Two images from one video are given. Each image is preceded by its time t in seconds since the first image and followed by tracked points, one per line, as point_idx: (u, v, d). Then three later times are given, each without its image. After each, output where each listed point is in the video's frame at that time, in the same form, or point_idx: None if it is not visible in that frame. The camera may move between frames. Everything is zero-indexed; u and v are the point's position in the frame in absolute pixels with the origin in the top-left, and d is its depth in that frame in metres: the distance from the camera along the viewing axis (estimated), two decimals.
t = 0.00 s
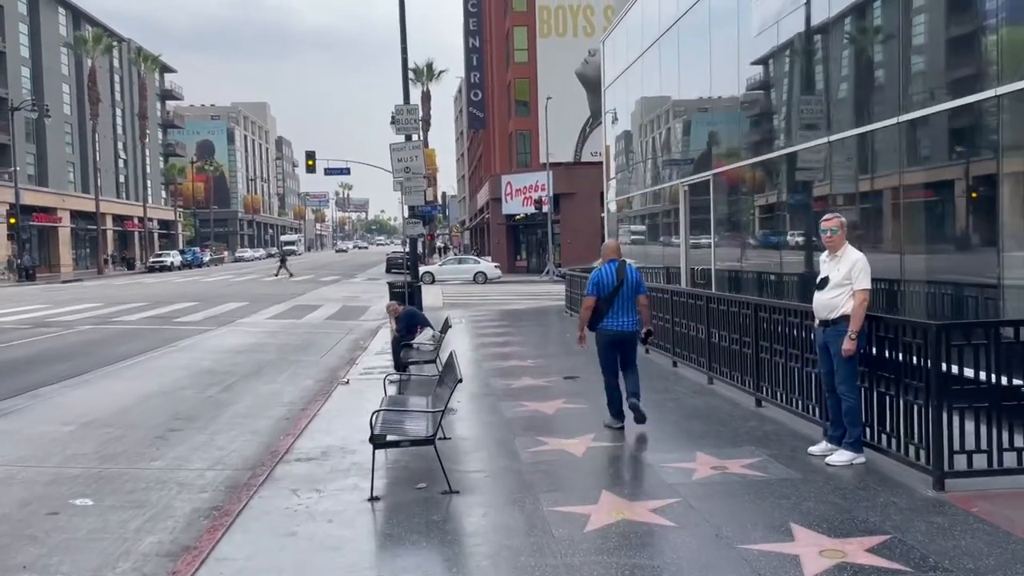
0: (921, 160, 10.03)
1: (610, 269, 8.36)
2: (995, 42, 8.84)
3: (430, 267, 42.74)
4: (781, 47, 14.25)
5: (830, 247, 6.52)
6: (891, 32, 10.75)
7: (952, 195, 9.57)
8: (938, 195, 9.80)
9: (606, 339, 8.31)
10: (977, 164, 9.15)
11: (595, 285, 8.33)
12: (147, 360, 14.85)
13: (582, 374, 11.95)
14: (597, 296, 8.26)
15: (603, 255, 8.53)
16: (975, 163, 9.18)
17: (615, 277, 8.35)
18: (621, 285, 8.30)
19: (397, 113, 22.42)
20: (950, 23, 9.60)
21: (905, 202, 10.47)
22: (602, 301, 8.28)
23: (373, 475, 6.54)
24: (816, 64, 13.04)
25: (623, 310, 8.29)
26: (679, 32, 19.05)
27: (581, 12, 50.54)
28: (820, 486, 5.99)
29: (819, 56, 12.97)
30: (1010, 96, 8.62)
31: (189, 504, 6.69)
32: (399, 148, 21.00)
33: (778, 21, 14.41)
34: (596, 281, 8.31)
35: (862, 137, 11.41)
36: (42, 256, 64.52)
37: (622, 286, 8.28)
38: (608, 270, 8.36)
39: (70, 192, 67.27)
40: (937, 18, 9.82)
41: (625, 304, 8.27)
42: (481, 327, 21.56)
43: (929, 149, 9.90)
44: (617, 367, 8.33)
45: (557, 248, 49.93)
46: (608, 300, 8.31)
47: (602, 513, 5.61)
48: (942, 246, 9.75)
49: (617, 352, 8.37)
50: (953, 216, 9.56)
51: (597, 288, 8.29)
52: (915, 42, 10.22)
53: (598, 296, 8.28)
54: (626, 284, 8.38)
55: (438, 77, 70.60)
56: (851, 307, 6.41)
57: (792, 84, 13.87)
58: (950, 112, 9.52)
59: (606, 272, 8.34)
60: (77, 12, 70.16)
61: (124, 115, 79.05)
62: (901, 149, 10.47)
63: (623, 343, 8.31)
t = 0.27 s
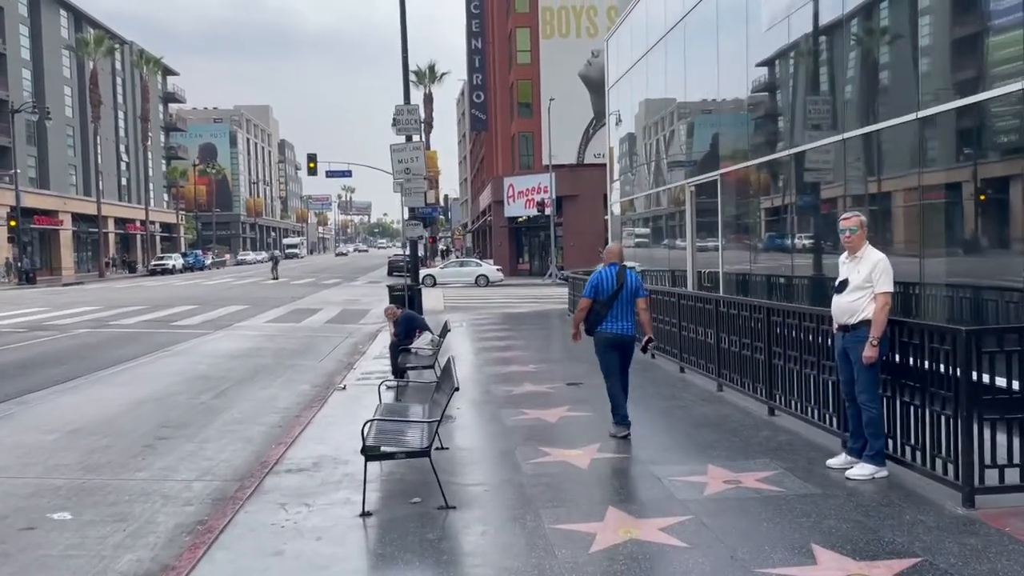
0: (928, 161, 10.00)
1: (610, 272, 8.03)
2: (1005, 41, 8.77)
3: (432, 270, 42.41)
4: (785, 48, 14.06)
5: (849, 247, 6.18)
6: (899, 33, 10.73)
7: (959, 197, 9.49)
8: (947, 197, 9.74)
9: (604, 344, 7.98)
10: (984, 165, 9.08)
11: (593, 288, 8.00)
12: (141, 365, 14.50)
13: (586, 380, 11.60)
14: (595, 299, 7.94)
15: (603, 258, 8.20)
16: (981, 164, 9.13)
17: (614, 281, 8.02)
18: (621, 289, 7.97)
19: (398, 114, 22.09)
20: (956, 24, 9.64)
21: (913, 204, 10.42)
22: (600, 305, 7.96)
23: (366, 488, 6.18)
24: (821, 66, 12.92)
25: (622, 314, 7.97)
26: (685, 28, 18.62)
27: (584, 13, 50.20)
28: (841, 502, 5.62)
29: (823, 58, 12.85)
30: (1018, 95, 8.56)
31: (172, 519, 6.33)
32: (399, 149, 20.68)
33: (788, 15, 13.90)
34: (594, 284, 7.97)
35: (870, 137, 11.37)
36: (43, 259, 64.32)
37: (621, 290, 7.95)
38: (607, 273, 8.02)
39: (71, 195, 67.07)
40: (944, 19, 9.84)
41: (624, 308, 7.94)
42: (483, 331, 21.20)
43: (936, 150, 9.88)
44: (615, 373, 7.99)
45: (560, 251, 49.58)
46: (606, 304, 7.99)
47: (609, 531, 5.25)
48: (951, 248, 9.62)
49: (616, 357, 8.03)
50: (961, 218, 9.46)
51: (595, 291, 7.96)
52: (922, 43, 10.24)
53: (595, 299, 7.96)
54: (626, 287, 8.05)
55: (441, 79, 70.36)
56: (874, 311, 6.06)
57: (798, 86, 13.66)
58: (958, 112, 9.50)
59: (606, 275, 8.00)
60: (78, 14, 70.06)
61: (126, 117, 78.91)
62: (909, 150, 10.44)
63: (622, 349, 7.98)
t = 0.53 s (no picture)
0: (933, 164, 9.83)
1: (612, 276, 8.05)
2: (1010, 42, 8.59)
3: (434, 273, 42.11)
4: (790, 49, 13.84)
5: (871, 253, 5.85)
6: (905, 34, 10.52)
7: (966, 201, 9.32)
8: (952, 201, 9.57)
9: (604, 349, 8.02)
10: (990, 169, 8.91)
11: (595, 291, 8.04)
12: (134, 371, 14.18)
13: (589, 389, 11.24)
14: (596, 303, 7.98)
15: (606, 260, 8.25)
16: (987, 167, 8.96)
17: (616, 284, 8.05)
18: (622, 293, 8.01)
19: (399, 115, 21.80)
20: (960, 26, 9.45)
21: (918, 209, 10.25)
22: (602, 308, 8.00)
23: (359, 507, 5.84)
24: (826, 69, 12.72)
25: (623, 318, 8.01)
26: (691, 27, 18.24)
27: (588, 14, 49.87)
28: (863, 525, 5.27)
29: (829, 61, 12.64)
30: None
31: (154, 538, 5.99)
32: (400, 151, 20.40)
33: (798, 12, 13.50)
34: (596, 287, 8.02)
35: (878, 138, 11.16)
36: (46, 261, 64.18)
37: (623, 294, 7.99)
38: (609, 277, 8.05)
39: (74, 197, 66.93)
40: (951, 20, 9.64)
41: (625, 313, 7.98)
42: (485, 335, 20.87)
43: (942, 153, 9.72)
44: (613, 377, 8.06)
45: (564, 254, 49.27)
46: (607, 308, 8.03)
47: (614, 557, 4.91)
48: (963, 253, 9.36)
49: (615, 361, 8.09)
50: (967, 223, 9.28)
51: (597, 294, 8.00)
52: (930, 44, 10.04)
53: (597, 303, 8.01)
54: (627, 291, 8.07)
55: (444, 81, 70.12)
56: (896, 321, 5.71)
57: (802, 90, 13.46)
58: (964, 115, 9.33)
59: (607, 278, 8.04)
60: (82, 16, 69.98)
61: (129, 119, 78.82)
62: (915, 152, 10.27)
63: (622, 353, 8.03)
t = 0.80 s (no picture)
0: (939, 163, 9.82)
1: (612, 274, 8.18)
2: (1014, 42, 8.64)
3: (437, 273, 41.82)
4: (794, 51, 13.65)
5: (894, 249, 5.51)
6: (910, 33, 10.50)
7: (972, 200, 9.31)
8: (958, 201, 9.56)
9: (607, 345, 8.16)
10: (997, 167, 8.92)
11: (596, 290, 8.14)
12: (130, 373, 13.88)
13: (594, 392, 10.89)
14: (599, 301, 8.08)
15: (605, 258, 8.39)
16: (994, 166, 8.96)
17: (616, 282, 8.18)
18: (623, 291, 8.13)
19: (401, 113, 21.48)
20: (965, 26, 9.50)
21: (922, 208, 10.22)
22: (604, 306, 8.12)
23: (353, 518, 5.53)
24: (828, 69, 12.62)
25: (625, 314, 8.14)
26: (698, 22, 17.86)
27: (592, 13, 49.52)
28: (892, 538, 4.94)
29: (831, 61, 12.54)
30: None
31: (137, 549, 5.66)
32: (402, 149, 20.04)
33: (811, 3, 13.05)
34: (598, 285, 8.12)
35: (881, 136, 11.10)
36: (48, 263, 64.00)
37: (624, 291, 8.12)
38: (610, 274, 8.17)
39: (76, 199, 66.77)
40: (957, 20, 9.64)
41: (627, 310, 8.11)
42: (488, 336, 20.54)
43: (947, 152, 9.71)
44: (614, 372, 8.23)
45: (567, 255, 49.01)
46: (609, 305, 8.14)
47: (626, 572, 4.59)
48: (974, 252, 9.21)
49: (616, 356, 8.25)
50: (974, 222, 9.26)
51: (599, 292, 8.11)
52: (936, 44, 10.03)
53: (599, 300, 8.12)
54: (628, 288, 8.20)
55: (447, 82, 69.85)
56: (923, 320, 5.37)
57: (806, 92, 13.28)
58: (970, 113, 9.32)
59: (608, 276, 8.16)
60: (84, 17, 69.85)
61: (132, 121, 78.69)
62: (918, 151, 10.25)
63: (623, 349, 8.18)
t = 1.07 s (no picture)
0: (942, 164, 9.69)
1: (603, 279, 7.99)
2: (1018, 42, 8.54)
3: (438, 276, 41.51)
4: (797, 51, 13.43)
5: (918, 254, 5.19)
6: (913, 34, 10.36)
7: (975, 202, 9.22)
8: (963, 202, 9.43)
9: (600, 352, 7.98)
10: (1003, 168, 8.79)
11: (587, 295, 7.95)
12: (122, 379, 13.56)
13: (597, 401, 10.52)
14: (590, 307, 7.92)
15: (595, 263, 8.19)
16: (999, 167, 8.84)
17: (607, 287, 7.99)
18: (614, 296, 7.96)
19: (400, 114, 21.17)
20: (969, 27, 9.37)
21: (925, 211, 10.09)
22: (596, 312, 7.93)
23: (343, 541, 5.20)
24: (830, 70, 12.42)
25: (617, 320, 7.97)
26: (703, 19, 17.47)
27: (593, 13, 49.11)
28: (921, 566, 4.60)
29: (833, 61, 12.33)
30: None
31: (115, 573, 5.34)
32: (401, 150, 19.77)
33: None
34: (588, 291, 7.93)
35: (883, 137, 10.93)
36: (47, 266, 63.72)
37: (615, 297, 7.94)
38: (601, 279, 7.98)
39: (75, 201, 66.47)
40: (962, 19, 9.52)
41: (619, 315, 7.93)
42: (490, 340, 20.20)
43: (950, 152, 9.59)
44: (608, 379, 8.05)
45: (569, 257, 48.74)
46: (601, 311, 7.97)
47: None
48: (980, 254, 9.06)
49: (609, 363, 8.06)
50: (979, 224, 9.12)
51: (590, 298, 7.92)
52: (940, 44, 9.90)
53: (590, 307, 7.93)
54: (620, 293, 8.02)
55: (448, 83, 69.57)
56: (952, 331, 5.03)
57: (809, 94, 13.04)
58: (974, 113, 9.20)
59: (599, 282, 7.97)
60: (83, 18, 69.60)
61: (132, 123, 78.44)
62: (921, 152, 10.11)
63: (616, 355, 8.00)
